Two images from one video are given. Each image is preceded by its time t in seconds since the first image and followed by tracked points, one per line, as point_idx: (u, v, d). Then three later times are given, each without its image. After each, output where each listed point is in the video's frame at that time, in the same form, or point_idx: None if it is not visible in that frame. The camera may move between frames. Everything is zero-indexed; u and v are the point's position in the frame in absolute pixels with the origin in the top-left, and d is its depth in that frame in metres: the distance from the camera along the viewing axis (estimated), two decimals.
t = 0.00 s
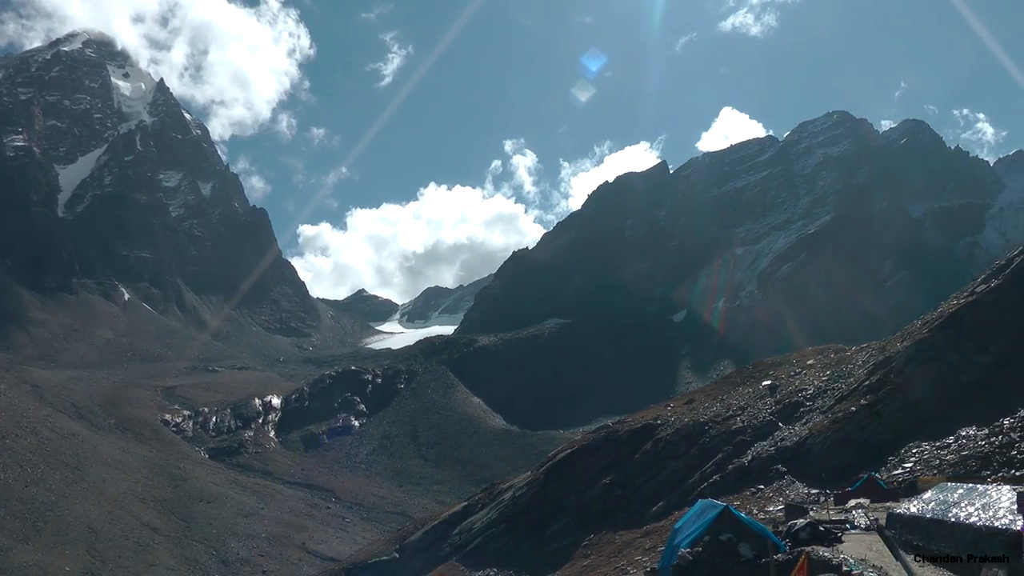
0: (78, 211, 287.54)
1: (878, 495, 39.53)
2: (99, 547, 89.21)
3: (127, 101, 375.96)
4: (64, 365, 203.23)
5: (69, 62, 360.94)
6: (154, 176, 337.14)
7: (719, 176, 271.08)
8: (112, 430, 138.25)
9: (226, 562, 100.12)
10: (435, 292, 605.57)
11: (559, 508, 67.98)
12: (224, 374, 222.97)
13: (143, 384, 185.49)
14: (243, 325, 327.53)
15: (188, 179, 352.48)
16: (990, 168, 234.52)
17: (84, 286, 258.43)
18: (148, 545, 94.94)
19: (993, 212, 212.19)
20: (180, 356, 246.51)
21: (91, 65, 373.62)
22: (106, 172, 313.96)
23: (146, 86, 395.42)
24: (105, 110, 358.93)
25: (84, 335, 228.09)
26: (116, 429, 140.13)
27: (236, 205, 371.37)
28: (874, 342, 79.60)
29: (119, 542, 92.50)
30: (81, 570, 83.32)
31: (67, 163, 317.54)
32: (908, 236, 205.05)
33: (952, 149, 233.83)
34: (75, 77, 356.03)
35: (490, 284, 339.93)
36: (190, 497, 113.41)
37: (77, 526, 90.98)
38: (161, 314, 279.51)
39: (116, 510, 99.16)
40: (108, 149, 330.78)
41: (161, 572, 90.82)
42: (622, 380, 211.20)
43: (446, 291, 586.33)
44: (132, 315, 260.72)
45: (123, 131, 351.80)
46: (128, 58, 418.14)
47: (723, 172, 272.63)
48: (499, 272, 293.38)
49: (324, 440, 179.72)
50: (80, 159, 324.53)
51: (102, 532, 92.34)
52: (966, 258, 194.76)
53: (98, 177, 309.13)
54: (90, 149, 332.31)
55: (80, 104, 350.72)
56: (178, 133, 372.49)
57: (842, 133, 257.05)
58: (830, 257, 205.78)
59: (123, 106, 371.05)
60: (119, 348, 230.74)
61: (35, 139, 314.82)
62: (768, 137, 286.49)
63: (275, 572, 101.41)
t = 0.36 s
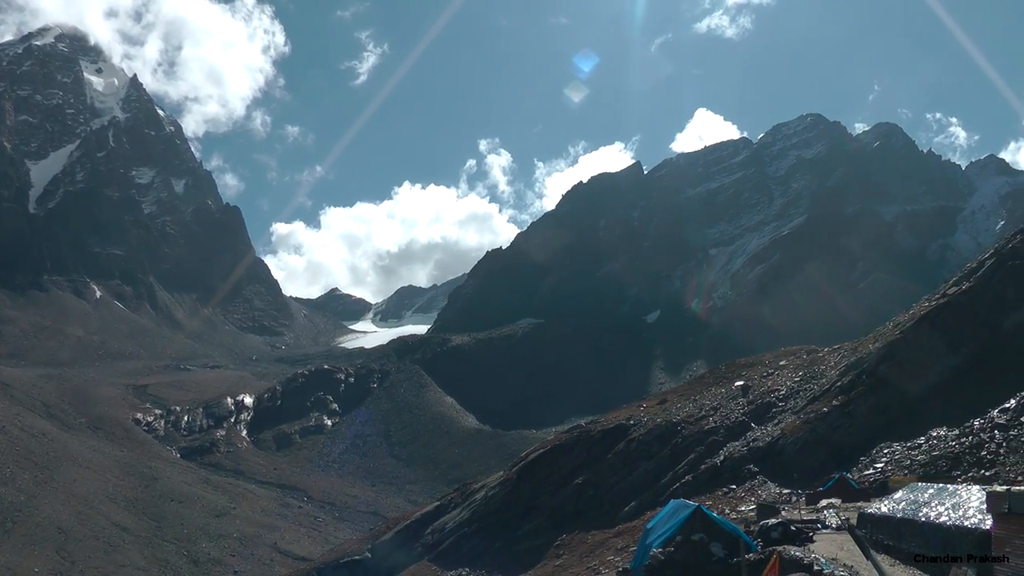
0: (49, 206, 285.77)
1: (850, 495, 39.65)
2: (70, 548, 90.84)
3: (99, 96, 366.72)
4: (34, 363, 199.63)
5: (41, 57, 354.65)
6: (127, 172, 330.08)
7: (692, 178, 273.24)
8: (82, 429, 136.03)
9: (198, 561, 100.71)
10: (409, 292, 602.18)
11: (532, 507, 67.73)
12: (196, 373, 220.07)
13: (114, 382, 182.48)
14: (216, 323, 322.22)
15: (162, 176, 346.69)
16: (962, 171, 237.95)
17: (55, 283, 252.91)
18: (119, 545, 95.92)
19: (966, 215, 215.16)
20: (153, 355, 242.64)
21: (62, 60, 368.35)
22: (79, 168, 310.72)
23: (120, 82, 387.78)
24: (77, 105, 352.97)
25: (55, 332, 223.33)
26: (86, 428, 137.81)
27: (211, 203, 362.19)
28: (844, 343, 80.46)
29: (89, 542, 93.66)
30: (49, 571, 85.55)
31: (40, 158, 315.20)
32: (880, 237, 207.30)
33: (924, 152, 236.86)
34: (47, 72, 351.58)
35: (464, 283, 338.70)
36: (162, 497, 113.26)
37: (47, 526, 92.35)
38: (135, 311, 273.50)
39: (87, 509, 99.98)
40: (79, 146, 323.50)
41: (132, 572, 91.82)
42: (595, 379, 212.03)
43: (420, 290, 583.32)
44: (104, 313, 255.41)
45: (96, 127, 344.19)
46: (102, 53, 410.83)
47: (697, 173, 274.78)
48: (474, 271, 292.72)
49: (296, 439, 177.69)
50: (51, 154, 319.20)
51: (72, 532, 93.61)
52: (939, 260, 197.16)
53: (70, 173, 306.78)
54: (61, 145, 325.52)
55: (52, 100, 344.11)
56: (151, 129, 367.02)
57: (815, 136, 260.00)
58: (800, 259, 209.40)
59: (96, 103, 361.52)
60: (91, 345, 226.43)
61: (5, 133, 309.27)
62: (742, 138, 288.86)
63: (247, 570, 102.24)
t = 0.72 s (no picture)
0: (18, 202, 279.50)
1: (821, 494, 39.91)
2: (38, 548, 88.66)
3: (71, 92, 352.86)
4: None
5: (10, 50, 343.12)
6: (99, 169, 321.98)
7: (666, 179, 274.89)
8: (51, 428, 132.71)
9: (169, 562, 99.03)
10: (383, 290, 598.27)
11: (504, 507, 67.44)
12: (168, 372, 216.66)
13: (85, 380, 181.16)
14: (189, 322, 316.82)
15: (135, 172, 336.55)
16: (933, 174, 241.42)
17: (24, 279, 246.23)
18: (89, 545, 94.05)
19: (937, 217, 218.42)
20: (124, 354, 238.03)
21: (33, 54, 355.32)
22: (50, 164, 303.63)
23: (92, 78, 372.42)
24: (48, 101, 339.80)
25: (23, 329, 217.58)
26: (55, 426, 134.52)
27: (181, 200, 353.42)
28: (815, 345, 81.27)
29: (58, 542, 91.52)
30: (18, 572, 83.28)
31: (9, 154, 307.89)
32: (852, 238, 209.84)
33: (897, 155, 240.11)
34: (17, 66, 340.05)
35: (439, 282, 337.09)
36: (133, 496, 111.95)
37: (14, 526, 90.04)
38: (106, 309, 267.92)
39: (57, 508, 97.97)
40: (50, 141, 316.57)
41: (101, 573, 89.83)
42: (569, 378, 212.28)
43: (394, 289, 579.65)
44: (75, 311, 249.47)
45: (68, 122, 333.43)
46: (74, 48, 403.65)
47: (671, 174, 276.43)
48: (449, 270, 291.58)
49: (268, 438, 175.30)
50: (21, 150, 314.16)
51: (41, 532, 91.53)
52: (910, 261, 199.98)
53: (40, 169, 299.31)
54: (32, 141, 320.63)
55: (23, 94, 336.18)
56: (124, 125, 356.46)
57: (788, 139, 262.96)
58: (771, 261, 211.93)
59: (67, 99, 347.52)
60: (62, 343, 221.47)
61: None
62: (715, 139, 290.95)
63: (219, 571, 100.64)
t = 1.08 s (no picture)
0: None
1: (794, 494, 39.99)
2: (8, 549, 87.31)
3: (45, 87, 354.13)
4: None
5: None
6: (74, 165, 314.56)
7: (642, 179, 276.02)
8: (21, 426, 129.70)
9: (142, 562, 97.40)
10: (358, 289, 594.08)
11: (478, 507, 67.04)
12: (141, 370, 213.52)
13: (58, 379, 185.32)
14: (163, 321, 310.58)
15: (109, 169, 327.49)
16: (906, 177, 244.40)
17: None
18: (60, 545, 92.69)
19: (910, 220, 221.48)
20: (97, 351, 233.89)
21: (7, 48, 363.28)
22: (22, 159, 295.95)
23: (65, 73, 370.12)
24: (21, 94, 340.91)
25: None
26: (26, 425, 131.41)
27: (157, 197, 346.22)
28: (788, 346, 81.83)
29: (26, 543, 90.05)
30: None
31: None
32: (825, 240, 212.22)
33: (869, 158, 243.41)
34: None
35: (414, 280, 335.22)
36: (105, 497, 110.30)
37: None
38: (78, 307, 262.51)
39: (26, 509, 96.64)
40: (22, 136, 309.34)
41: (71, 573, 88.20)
42: (545, 378, 212.12)
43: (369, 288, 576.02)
44: (48, 309, 243.60)
45: (41, 118, 328.87)
46: (47, 42, 397.68)
47: (647, 174, 277.66)
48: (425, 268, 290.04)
49: (242, 437, 175.15)
50: None
51: (9, 533, 90.10)
52: (884, 263, 202.82)
53: (12, 165, 291.93)
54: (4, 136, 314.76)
55: None
56: (99, 121, 344.45)
57: (763, 141, 265.05)
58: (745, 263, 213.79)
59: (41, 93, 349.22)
60: (34, 342, 217.21)
61: None
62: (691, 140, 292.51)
63: (192, 571, 98.98)
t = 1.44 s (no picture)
0: None
1: (768, 494, 40.14)
2: None
3: (18, 82, 343.47)
4: None
5: None
6: (48, 162, 311.40)
7: (619, 180, 277.54)
8: None
9: (116, 563, 95.75)
10: (334, 288, 589.01)
11: (453, 507, 66.70)
12: (115, 368, 210.95)
13: (32, 378, 184.94)
14: (137, 319, 302.10)
15: (85, 166, 322.38)
16: (879, 180, 247.41)
17: None
18: (32, 546, 90.95)
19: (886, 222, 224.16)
20: (71, 349, 230.52)
21: None
22: None
23: (40, 69, 364.77)
24: None
25: None
26: None
27: (133, 194, 337.15)
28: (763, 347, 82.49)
29: None
30: None
31: None
32: (800, 241, 214.54)
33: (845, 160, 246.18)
34: None
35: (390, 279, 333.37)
36: (79, 496, 108.28)
37: None
38: (52, 305, 257.85)
39: None
40: None
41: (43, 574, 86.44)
42: (522, 378, 211.58)
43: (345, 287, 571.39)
44: (21, 307, 239.25)
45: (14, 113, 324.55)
46: (21, 39, 393.57)
47: (624, 175, 279.07)
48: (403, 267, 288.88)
49: (217, 437, 173.44)
50: None
51: None
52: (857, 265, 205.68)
53: None
54: None
55: None
56: (73, 118, 341.76)
57: (741, 142, 266.92)
58: (722, 264, 215.49)
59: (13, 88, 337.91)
60: (6, 340, 213.95)
61: None
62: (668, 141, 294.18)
63: (167, 572, 97.43)
